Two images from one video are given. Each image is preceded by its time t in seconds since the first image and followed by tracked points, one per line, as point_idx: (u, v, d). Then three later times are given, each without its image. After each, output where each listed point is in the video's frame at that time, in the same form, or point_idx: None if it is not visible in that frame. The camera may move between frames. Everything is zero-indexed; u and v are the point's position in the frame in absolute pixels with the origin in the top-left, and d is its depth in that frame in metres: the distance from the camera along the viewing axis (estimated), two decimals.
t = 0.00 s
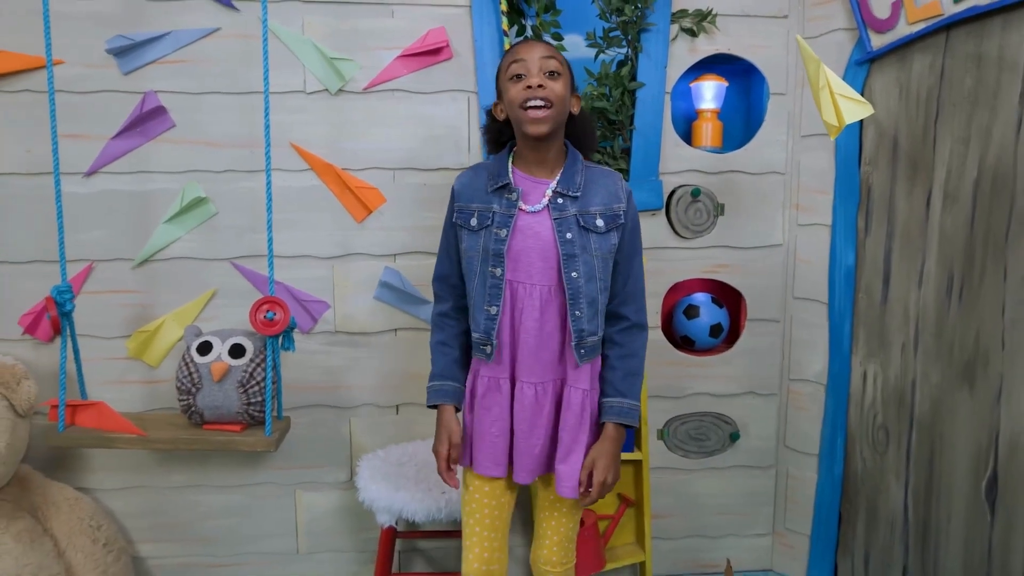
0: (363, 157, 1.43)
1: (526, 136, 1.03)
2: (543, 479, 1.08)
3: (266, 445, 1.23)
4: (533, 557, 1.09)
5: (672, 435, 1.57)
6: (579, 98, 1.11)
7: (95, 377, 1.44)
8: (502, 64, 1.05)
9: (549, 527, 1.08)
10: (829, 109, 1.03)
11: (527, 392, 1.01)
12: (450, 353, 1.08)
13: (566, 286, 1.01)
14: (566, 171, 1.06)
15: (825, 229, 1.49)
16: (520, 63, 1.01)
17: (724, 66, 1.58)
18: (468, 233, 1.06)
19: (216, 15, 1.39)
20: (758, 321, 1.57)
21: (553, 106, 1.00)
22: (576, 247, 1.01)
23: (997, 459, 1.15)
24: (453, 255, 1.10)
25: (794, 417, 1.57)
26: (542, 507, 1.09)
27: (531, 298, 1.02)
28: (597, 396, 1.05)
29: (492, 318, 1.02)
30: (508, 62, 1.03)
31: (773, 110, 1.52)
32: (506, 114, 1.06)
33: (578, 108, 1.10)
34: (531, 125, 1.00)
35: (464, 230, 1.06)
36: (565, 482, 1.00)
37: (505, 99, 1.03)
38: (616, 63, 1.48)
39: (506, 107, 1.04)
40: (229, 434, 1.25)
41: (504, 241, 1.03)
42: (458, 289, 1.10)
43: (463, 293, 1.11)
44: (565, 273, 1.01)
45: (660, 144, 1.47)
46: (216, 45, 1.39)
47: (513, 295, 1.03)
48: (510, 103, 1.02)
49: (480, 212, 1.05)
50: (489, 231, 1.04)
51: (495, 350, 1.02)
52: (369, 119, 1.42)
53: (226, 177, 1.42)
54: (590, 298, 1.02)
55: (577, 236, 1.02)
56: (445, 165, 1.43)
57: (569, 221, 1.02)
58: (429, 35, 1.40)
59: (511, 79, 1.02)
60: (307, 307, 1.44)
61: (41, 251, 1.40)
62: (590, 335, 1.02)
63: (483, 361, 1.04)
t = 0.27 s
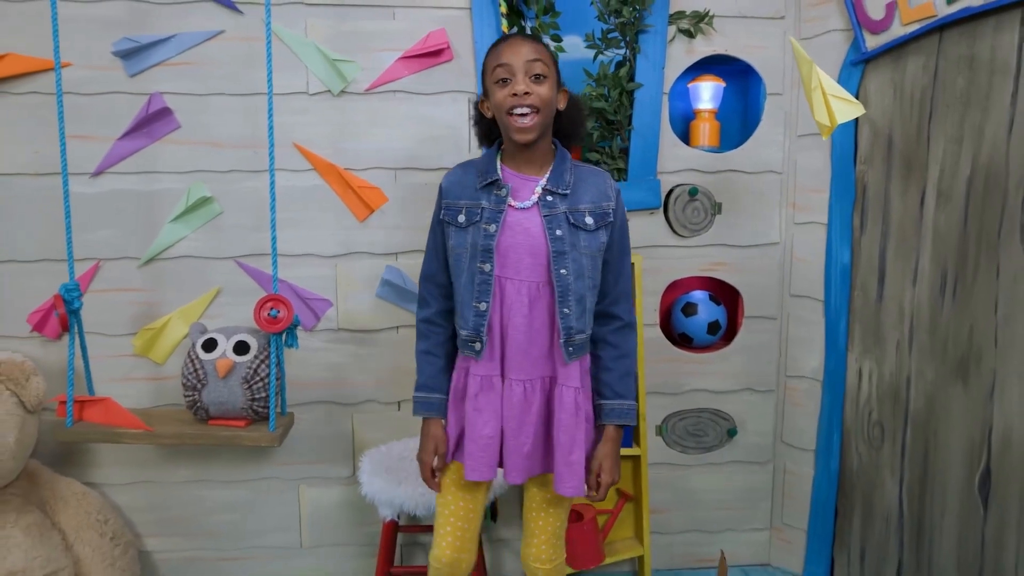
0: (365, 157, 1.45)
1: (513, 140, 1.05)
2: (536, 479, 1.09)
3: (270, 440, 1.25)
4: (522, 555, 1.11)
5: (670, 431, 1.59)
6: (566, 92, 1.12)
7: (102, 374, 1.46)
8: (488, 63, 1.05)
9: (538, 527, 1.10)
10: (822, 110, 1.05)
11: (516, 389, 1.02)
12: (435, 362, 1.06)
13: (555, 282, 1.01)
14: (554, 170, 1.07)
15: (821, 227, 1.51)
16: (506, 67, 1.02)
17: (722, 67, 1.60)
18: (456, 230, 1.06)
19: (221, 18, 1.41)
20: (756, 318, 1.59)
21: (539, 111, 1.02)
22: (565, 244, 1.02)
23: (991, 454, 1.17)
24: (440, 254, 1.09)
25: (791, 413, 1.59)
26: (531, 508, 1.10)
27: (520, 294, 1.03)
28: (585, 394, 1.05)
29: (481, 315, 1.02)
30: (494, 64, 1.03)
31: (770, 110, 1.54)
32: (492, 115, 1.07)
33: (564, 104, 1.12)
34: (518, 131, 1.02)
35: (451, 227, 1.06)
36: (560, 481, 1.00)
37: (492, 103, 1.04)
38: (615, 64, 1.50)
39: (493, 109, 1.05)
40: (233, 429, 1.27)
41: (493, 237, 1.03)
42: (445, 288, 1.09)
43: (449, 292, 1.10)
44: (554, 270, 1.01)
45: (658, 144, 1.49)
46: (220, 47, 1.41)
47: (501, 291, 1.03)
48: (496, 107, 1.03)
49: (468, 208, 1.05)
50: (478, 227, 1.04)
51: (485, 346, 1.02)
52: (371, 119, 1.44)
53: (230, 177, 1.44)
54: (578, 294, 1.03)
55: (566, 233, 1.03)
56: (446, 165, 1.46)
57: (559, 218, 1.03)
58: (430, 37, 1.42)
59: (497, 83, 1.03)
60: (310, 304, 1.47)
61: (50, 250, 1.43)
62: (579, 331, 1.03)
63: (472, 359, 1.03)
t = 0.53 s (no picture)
0: (367, 155, 1.48)
1: (472, 142, 1.02)
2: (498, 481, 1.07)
3: (273, 431, 1.28)
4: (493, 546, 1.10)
5: (666, 424, 1.61)
6: (529, 92, 1.09)
7: (109, 368, 1.49)
8: (448, 62, 1.02)
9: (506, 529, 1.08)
10: (811, 107, 1.08)
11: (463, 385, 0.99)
12: (390, 354, 1.05)
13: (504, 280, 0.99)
14: (512, 169, 1.03)
15: (815, 223, 1.53)
16: (466, 68, 0.99)
17: (717, 66, 1.62)
18: (412, 225, 1.04)
19: (225, 19, 1.44)
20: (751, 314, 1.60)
21: (500, 113, 1.00)
22: (517, 241, 0.99)
23: (980, 446, 1.20)
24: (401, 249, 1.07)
25: (786, 407, 1.61)
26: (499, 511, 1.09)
27: (471, 290, 1.00)
28: (541, 395, 1.01)
29: (432, 310, 1.00)
30: (454, 64, 1.00)
31: (765, 108, 1.56)
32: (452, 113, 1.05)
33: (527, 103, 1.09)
34: (478, 134, 1.00)
35: (408, 222, 1.04)
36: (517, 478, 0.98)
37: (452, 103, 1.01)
38: (612, 63, 1.54)
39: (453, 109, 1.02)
40: (238, 421, 1.30)
41: (445, 232, 1.01)
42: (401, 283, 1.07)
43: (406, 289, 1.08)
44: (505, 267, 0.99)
45: (654, 142, 1.52)
46: (225, 48, 1.44)
47: (453, 287, 1.01)
48: (455, 108, 1.01)
49: (424, 204, 1.04)
50: (432, 222, 1.02)
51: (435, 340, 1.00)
52: (372, 118, 1.47)
53: (235, 175, 1.47)
54: (530, 293, 0.99)
55: (519, 231, 1.00)
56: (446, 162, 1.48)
57: (512, 215, 1.00)
58: (430, 37, 1.45)
59: (456, 83, 1.00)
60: (313, 300, 1.49)
61: (58, 246, 1.46)
62: (530, 330, 0.99)
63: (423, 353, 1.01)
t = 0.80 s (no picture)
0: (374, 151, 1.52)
1: (410, 136, 1.05)
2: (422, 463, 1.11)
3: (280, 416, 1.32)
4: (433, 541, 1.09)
5: (662, 416, 1.65)
6: (467, 91, 1.13)
7: (123, 354, 1.54)
8: (390, 59, 1.05)
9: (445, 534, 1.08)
10: (801, 108, 1.12)
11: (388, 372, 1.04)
12: (313, 343, 1.09)
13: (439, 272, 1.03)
14: (447, 165, 1.07)
15: (808, 222, 1.56)
16: (408, 66, 1.02)
17: (715, 67, 1.66)
18: (345, 214, 1.05)
19: (238, 18, 1.48)
20: (746, 309, 1.64)
21: (439, 112, 1.03)
22: (451, 235, 1.03)
23: (966, 439, 1.27)
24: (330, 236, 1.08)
25: (779, 401, 1.64)
26: (439, 518, 1.08)
27: (403, 280, 1.04)
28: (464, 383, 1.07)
29: (363, 299, 1.03)
30: (396, 60, 1.03)
31: (761, 108, 1.60)
32: (391, 107, 1.07)
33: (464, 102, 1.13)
34: (416, 130, 1.03)
35: (340, 211, 1.05)
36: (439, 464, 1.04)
37: (393, 98, 1.04)
38: (612, 64, 1.57)
39: (393, 104, 1.05)
40: (246, 406, 1.34)
41: (380, 224, 1.03)
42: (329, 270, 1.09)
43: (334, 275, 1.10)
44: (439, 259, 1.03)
45: (653, 140, 1.56)
46: (237, 46, 1.49)
47: (386, 277, 1.05)
48: (396, 104, 1.03)
49: (359, 193, 1.05)
50: (367, 213, 1.04)
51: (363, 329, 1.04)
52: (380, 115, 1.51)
53: (246, 169, 1.52)
54: (462, 286, 1.04)
55: (452, 225, 1.04)
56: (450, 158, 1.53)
57: (447, 210, 1.04)
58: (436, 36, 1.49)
59: (398, 79, 1.03)
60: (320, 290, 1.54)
61: (76, 237, 1.51)
62: (460, 320, 1.04)
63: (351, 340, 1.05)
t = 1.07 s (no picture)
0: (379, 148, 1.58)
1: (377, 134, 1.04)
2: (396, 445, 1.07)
3: (288, 401, 1.37)
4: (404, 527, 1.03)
5: (658, 404, 1.70)
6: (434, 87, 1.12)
7: (136, 343, 1.60)
8: (357, 56, 1.03)
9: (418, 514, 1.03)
10: (789, 104, 1.16)
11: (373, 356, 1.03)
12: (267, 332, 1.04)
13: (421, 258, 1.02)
14: (415, 154, 1.06)
15: (799, 215, 1.61)
16: (377, 64, 1.00)
17: (709, 66, 1.71)
18: (317, 204, 1.02)
19: (247, 19, 1.54)
20: (739, 300, 1.68)
21: (408, 112, 1.02)
22: (429, 221, 1.03)
23: (950, 425, 1.33)
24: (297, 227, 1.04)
25: (771, 390, 1.69)
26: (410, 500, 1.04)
27: (383, 269, 1.03)
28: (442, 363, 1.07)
29: (344, 288, 1.01)
30: (364, 58, 1.01)
31: (753, 105, 1.64)
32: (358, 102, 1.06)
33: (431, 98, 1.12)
34: (385, 130, 1.02)
35: (312, 201, 1.02)
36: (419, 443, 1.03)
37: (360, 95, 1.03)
38: (609, 62, 1.62)
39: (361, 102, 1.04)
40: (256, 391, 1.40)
41: (359, 215, 1.02)
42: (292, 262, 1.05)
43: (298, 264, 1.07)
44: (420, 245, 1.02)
45: (648, 136, 1.60)
46: (247, 46, 1.55)
47: (365, 266, 1.03)
48: (364, 102, 1.02)
49: (331, 184, 1.02)
50: (342, 204, 1.02)
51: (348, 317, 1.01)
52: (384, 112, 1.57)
53: (255, 164, 1.58)
54: (442, 270, 1.04)
55: (429, 213, 1.04)
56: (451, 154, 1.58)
57: (421, 198, 1.04)
58: (438, 36, 1.54)
59: (366, 77, 1.02)
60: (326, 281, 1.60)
61: (92, 230, 1.56)
62: (443, 303, 1.04)
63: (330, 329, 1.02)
